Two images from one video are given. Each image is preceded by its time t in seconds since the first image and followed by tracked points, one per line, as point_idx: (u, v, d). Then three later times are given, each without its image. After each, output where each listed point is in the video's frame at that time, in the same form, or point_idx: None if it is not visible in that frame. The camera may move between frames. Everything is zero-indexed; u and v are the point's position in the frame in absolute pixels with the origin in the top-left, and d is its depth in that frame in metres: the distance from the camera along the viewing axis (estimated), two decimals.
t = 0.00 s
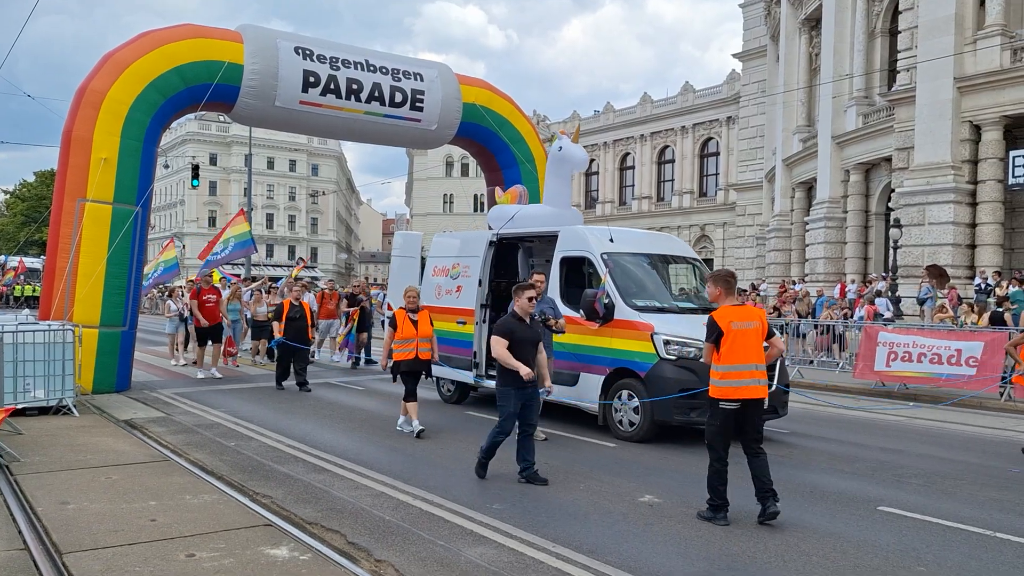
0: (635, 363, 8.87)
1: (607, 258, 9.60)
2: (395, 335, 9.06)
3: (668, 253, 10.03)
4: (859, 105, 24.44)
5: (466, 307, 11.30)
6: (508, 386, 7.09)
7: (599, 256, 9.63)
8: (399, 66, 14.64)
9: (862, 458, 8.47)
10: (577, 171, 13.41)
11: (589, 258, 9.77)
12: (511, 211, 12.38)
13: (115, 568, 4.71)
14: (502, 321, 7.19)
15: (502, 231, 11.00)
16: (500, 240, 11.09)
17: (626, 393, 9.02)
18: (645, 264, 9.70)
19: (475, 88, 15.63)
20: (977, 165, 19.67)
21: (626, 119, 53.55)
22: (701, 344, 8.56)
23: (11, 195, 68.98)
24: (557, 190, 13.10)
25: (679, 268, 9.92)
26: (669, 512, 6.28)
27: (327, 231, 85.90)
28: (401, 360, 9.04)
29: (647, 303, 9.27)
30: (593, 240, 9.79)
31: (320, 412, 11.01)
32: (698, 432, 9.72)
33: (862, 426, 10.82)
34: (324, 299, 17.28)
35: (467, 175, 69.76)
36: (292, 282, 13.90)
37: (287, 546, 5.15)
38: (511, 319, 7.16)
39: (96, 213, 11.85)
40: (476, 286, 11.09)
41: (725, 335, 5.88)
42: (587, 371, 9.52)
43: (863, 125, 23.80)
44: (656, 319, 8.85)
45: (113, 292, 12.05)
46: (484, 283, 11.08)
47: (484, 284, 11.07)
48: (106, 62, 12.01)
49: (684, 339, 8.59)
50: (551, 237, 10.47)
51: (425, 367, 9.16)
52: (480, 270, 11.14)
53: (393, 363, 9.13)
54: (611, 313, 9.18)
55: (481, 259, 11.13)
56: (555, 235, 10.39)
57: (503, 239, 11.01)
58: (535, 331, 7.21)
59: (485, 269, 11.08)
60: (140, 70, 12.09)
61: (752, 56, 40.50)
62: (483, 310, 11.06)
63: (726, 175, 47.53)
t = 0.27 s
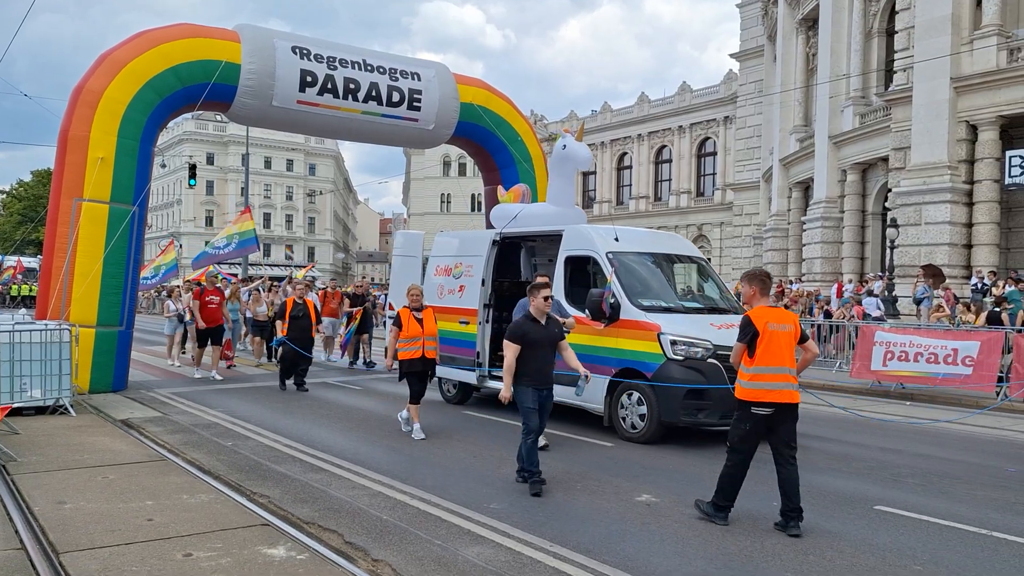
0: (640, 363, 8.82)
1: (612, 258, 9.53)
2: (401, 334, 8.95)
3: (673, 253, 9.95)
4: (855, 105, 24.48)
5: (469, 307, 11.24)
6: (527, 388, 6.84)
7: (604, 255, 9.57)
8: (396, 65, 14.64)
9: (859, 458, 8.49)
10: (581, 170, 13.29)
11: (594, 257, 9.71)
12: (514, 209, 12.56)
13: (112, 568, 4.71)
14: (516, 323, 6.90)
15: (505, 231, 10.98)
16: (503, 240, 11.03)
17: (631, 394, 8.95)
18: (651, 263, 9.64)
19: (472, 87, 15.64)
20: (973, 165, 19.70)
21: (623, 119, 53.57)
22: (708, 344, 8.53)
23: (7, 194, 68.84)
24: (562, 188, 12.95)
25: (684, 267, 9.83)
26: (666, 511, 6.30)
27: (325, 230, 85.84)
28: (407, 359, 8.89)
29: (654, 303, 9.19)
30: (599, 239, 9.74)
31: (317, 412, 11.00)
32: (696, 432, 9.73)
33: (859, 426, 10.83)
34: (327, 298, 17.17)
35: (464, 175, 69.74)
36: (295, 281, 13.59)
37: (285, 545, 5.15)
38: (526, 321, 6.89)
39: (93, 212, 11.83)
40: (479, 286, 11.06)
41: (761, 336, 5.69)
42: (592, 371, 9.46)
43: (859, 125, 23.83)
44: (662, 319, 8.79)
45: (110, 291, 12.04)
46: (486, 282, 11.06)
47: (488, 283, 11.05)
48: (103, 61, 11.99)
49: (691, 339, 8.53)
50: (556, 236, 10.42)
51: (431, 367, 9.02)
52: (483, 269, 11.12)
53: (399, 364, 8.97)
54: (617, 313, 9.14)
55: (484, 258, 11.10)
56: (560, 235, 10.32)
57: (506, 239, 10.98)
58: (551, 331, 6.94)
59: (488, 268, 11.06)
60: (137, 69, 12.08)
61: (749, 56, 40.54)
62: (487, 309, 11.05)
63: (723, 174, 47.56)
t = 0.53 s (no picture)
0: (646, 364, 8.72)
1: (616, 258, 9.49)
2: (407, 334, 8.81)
3: (677, 252, 9.88)
4: (852, 105, 24.53)
5: (472, 307, 11.14)
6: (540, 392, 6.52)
7: (609, 255, 9.52)
8: (393, 65, 14.62)
9: (856, 458, 8.49)
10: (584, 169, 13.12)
11: (598, 256, 9.64)
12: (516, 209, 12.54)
13: (108, 568, 4.70)
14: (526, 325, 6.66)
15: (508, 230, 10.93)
16: (505, 238, 10.97)
17: (637, 396, 8.87)
18: (655, 263, 9.57)
19: (469, 87, 15.63)
20: (969, 165, 19.74)
21: (620, 119, 53.60)
22: (715, 344, 8.41)
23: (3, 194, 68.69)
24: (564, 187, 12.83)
25: (691, 266, 9.79)
26: (662, 511, 6.30)
27: (321, 230, 85.79)
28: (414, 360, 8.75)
29: (659, 303, 9.14)
30: (603, 239, 9.67)
31: (314, 412, 10.99)
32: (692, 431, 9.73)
33: (856, 425, 10.83)
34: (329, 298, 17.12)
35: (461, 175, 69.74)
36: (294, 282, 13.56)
37: (281, 546, 5.15)
38: (535, 322, 6.63)
39: (89, 212, 11.81)
40: (482, 286, 10.96)
41: (784, 336, 5.44)
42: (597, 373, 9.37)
43: (856, 125, 23.86)
44: (668, 320, 8.71)
45: (105, 291, 12.02)
46: (489, 282, 10.97)
47: (490, 283, 10.95)
48: (99, 60, 11.97)
49: (697, 339, 8.42)
50: (560, 236, 10.34)
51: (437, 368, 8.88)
52: (485, 269, 11.02)
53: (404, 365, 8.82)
54: (622, 313, 9.03)
55: (487, 257, 11.02)
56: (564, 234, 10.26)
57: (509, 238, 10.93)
58: (563, 332, 6.66)
59: (490, 268, 10.96)
60: (133, 69, 12.06)
61: (746, 56, 40.57)
62: (488, 310, 10.89)
63: (719, 175, 47.61)
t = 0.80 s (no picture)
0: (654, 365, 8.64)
1: (622, 256, 9.41)
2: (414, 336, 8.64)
3: (681, 251, 9.84)
4: (847, 105, 24.59)
5: (474, 307, 11.09)
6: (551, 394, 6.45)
7: (615, 254, 9.44)
8: (389, 64, 14.61)
9: (853, 457, 8.51)
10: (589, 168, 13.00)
11: (604, 255, 9.58)
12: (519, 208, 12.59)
13: (104, 568, 4.69)
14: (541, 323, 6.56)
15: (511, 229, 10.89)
16: (508, 238, 10.97)
17: (644, 396, 8.79)
18: (660, 262, 9.52)
19: (466, 86, 15.63)
20: (964, 164, 19.77)
21: (616, 118, 53.61)
22: (723, 344, 8.32)
23: None
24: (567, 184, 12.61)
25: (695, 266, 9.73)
26: (658, 510, 6.31)
27: (318, 229, 85.70)
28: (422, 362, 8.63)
29: (664, 302, 9.07)
30: (608, 238, 9.61)
31: (311, 411, 10.99)
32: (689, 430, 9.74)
33: (852, 425, 10.85)
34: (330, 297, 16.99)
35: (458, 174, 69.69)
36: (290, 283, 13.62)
37: (277, 545, 5.15)
38: (551, 321, 6.52)
39: (85, 211, 11.79)
40: (485, 285, 10.92)
41: (802, 341, 5.35)
42: (603, 373, 9.30)
43: (852, 125, 23.90)
44: (675, 319, 8.64)
45: (101, 290, 12.00)
46: (492, 281, 10.93)
47: (493, 282, 10.92)
48: (94, 59, 11.95)
49: (705, 339, 8.34)
50: (565, 234, 10.28)
51: (440, 371, 8.77)
52: (488, 268, 10.98)
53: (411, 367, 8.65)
54: (629, 313, 8.98)
55: (490, 256, 10.98)
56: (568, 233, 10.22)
57: (512, 237, 10.91)
58: (578, 332, 6.55)
59: (493, 267, 10.93)
60: (129, 68, 12.04)
61: (742, 56, 40.63)
62: (492, 309, 10.87)
63: (716, 174, 47.64)
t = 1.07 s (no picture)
0: (667, 366, 8.50)
1: (632, 255, 9.23)
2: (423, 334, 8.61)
3: (690, 249, 9.64)
4: (846, 105, 24.61)
5: (480, 307, 10.93)
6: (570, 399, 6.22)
7: (624, 253, 9.25)
8: (388, 63, 14.60)
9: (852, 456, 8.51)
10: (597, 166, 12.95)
11: (612, 253, 9.37)
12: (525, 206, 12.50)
13: (103, 567, 4.69)
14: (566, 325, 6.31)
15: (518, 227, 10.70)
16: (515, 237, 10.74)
17: (654, 398, 8.63)
18: (668, 260, 9.33)
19: (465, 85, 15.63)
20: (963, 164, 19.79)
21: (615, 118, 53.59)
22: (735, 344, 8.18)
23: None
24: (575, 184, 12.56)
25: (706, 264, 9.55)
26: (657, 509, 6.31)
27: (316, 229, 85.69)
28: (430, 361, 8.54)
29: (675, 302, 8.91)
30: (617, 236, 9.39)
31: (310, 410, 10.98)
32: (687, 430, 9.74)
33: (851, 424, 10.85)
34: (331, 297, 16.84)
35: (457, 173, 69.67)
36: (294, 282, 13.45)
37: (276, 544, 5.14)
38: (576, 323, 6.26)
39: (83, 210, 11.79)
40: (490, 285, 10.72)
41: (827, 340, 5.25)
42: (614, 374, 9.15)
43: (850, 124, 23.90)
44: (686, 319, 8.49)
45: (100, 289, 11.99)
46: (498, 280, 10.72)
47: (500, 281, 10.71)
48: (93, 58, 11.94)
49: (717, 340, 8.21)
50: (572, 233, 10.05)
51: (449, 370, 8.64)
52: (495, 266, 10.77)
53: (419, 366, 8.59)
54: (639, 313, 8.83)
55: (496, 255, 10.76)
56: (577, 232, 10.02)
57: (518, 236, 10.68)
58: (603, 335, 6.30)
59: (499, 266, 10.72)
60: (127, 67, 12.03)
61: (741, 55, 40.65)
62: (499, 309, 10.73)
63: (715, 173, 47.64)
